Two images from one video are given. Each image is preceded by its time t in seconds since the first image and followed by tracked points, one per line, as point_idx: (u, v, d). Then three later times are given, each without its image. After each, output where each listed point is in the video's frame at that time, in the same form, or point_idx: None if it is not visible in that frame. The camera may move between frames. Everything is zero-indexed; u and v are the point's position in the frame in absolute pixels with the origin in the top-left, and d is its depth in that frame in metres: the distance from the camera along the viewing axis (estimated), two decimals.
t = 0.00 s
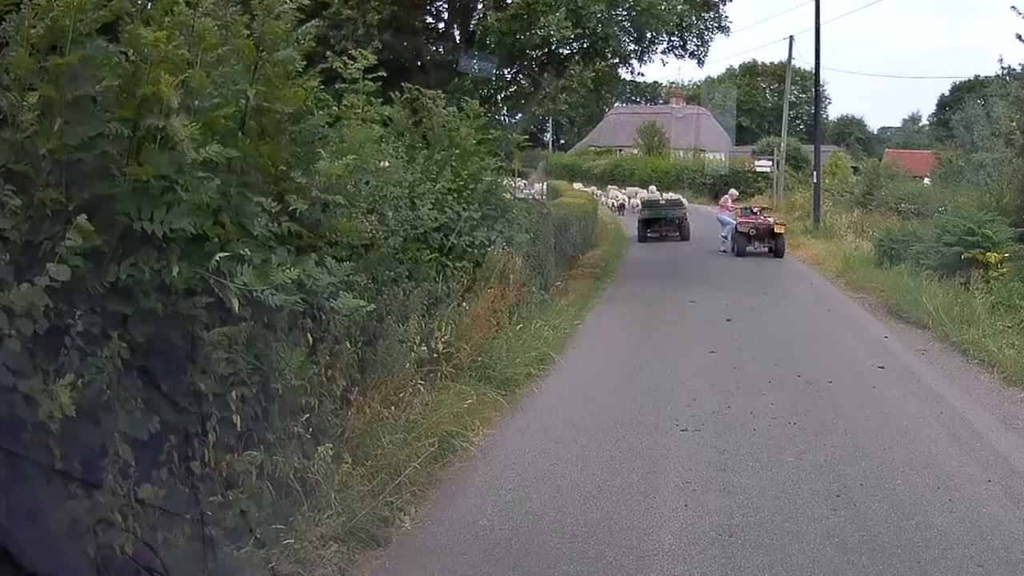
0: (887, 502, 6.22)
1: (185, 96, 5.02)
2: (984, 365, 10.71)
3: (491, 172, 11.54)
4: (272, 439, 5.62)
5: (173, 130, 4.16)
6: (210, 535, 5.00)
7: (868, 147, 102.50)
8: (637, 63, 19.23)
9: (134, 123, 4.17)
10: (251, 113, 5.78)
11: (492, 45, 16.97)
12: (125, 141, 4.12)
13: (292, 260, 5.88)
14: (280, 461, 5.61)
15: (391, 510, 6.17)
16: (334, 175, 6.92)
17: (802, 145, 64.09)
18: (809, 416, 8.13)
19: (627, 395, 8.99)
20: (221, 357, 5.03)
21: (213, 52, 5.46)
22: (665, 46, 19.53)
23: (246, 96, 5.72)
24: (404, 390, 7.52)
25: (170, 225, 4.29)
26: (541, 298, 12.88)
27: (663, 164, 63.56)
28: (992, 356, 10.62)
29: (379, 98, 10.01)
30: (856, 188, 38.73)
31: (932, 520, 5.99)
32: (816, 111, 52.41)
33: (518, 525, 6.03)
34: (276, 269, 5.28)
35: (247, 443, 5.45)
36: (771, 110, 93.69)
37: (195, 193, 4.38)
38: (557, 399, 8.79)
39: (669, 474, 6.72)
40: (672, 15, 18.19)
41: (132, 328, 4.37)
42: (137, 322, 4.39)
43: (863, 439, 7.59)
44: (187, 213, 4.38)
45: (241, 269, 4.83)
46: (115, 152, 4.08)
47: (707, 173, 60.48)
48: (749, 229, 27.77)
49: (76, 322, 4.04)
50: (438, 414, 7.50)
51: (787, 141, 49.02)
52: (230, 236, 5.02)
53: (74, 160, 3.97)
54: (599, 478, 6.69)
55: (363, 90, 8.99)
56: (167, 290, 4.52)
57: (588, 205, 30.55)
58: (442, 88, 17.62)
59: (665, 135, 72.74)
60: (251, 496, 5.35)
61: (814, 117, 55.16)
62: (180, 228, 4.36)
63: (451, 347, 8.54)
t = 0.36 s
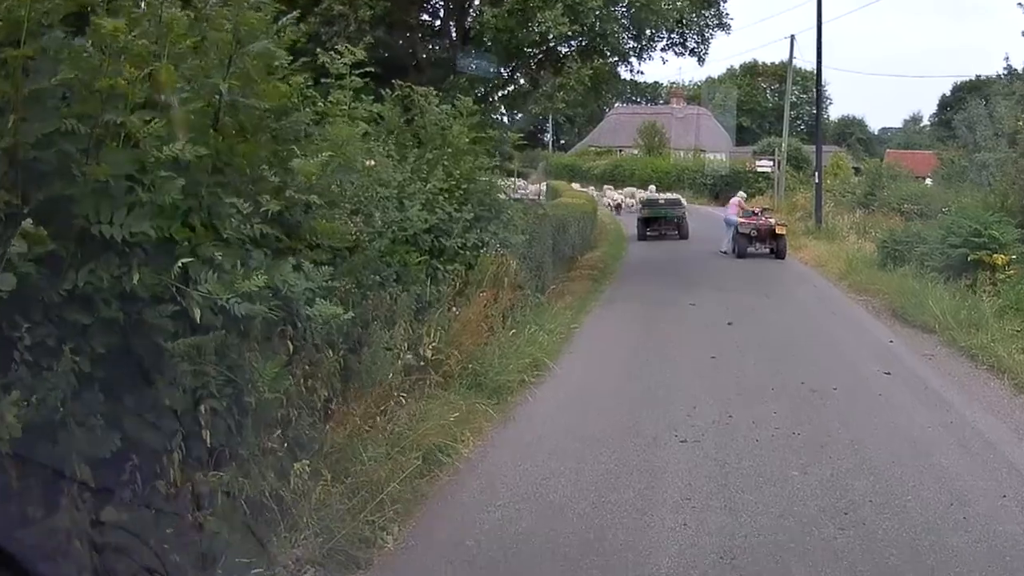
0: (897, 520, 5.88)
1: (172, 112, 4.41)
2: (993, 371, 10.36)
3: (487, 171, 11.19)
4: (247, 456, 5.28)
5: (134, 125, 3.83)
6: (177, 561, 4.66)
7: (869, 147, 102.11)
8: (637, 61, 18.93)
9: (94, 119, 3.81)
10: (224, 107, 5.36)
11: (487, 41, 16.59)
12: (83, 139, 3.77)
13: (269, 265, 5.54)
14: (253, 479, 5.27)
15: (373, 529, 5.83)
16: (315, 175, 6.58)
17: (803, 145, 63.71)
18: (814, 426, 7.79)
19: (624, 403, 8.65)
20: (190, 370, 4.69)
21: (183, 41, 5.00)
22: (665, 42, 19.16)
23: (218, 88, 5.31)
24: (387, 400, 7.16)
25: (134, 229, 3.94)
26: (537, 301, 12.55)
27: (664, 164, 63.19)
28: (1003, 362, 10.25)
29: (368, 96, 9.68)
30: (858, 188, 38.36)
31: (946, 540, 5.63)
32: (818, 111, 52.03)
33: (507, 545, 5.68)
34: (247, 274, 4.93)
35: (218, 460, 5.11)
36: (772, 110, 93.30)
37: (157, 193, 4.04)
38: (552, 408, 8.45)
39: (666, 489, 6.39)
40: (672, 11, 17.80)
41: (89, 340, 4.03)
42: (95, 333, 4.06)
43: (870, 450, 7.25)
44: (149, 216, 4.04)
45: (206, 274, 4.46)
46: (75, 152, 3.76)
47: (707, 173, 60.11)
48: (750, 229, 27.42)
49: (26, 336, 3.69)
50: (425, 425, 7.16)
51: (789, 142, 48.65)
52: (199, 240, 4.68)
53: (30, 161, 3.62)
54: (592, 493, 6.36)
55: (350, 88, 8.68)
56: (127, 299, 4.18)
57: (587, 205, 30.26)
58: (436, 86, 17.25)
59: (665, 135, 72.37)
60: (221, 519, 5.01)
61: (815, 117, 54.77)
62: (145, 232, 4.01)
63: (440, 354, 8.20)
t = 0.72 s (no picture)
0: (908, 538, 5.57)
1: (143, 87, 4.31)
2: (1003, 376, 10.04)
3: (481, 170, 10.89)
4: (221, 472, 4.98)
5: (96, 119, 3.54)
6: None
7: (870, 147, 101.81)
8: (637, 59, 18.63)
9: (52, 117, 3.52)
10: (202, 105, 4.93)
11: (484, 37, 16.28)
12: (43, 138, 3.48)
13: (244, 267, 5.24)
14: (227, 497, 4.96)
15: (357, 549, 5.53)
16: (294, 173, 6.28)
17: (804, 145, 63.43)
18: (818, 435, 7.48)
19: (620, 410, 8.35)
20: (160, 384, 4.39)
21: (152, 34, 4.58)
22: (665, 39, 18.83)
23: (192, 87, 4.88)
24: (371, 410, 6.87)
25: (96, 233, 3.62)
26: (534, 304, 12.25)
27: (664, 165, 62.89)
28: (1013, 367, 9.94)
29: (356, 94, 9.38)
30: (859, 189, 38.05)
31: (961, 559, 5.32)
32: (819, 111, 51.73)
33: (496, 565, 5.38)
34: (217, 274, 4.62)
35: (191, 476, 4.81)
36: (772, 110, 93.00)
37: (121, 193, 3.69)
38: (546, 415, 8.15)
39: (663, 504, 6.09)
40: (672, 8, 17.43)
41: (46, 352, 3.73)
42: (58, 342, 3.72)
43: (877, 462, 6.94)
44: (116, 218, 3.71)
45: (169, 279, 4.17)
46: (36, 150, 3.44)
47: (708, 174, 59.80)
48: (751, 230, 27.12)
49: None
50: (412, 436, 6.85)
51: (790, 142, 48.35)
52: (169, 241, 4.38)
53: None
54: (586, 508, 6.06)
55: (338, 84, 8.39)
56: (90, 305, 3.86)
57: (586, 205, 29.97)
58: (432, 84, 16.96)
59: (666, 135, 72.07)
60: (194, 541, 4.70)
61: (816, 116, 54.47)
62: (110, 237, 3.69)
63: (429, 360, 7.89)
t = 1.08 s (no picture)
0: (920, 557, 5.29)
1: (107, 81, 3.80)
2: (1012, 381, 9.75)
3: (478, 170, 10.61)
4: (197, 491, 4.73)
5: (56, 116, 3.34)
6: None
7: (871, 147, 101.60)
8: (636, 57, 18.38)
9: (11, 115, 3.36)
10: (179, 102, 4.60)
11: (479, 35, 16.01)
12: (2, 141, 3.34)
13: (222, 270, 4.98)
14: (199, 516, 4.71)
15: (340, 569, 5.27)
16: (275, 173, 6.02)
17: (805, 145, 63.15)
18: (823, 445, 7.21)
19: (618, 418, 8.07)
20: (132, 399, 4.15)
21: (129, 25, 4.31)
22: (664, 37, 18.55)
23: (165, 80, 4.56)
24: (357, 420, 6.60)
25: (60, 234, 3.40)
26: (530, 307, 11.97)
27: (664, 165, 62.65)
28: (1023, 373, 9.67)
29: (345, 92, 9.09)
30: (861, 189, 37.78)
31: None
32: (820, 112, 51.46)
33: None
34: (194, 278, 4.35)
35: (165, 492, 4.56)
36: (773, 110, 92.74)
37: (86, 196, 3.47)
38: (541, 424, 7.87)
39: (662, 519, 5.82)
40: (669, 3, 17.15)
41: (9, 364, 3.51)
42: (20, 355, 3.54)
43: (886, 473, 6.65)
44: (80, 223, 3.51)
45: (134, 287, 3.91)
46: None
47: (708, 174, 59.54)
48: (752, 231, 26.84)
49: None
50: (400, 447, 6.59)
51: (791, 142, 48.07)
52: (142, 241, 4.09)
53: None
54: (582, 524, 5.79)
55: (326, 81, 8.13)
56: (55, 314, 3.62)
57: (585, 206, 29.73)
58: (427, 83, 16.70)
59: (666, 135, 71.82)
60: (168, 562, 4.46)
61: (817, 116, 54.20)
62: (73, 241, 3.46)
63: (419, 367, 7.62)
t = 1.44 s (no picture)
0: None
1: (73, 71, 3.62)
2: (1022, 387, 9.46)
3: (472, 169, 10.33)
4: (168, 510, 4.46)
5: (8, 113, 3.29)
6: None
7: (872, 147, 101.28)
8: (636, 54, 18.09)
9: None
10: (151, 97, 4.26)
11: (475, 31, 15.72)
12: None
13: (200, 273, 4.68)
14: (168, 536, 4.44)
15: None
16: (257, 172, 5.74)
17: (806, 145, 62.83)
18: (829, 455, 6.93)
19: (615, 426, 7.78)
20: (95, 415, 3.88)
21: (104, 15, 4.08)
22: (664, 34, 18.26)
23: (136, 76, 4.18)
24: (342, 429, 6.34)
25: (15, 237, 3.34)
26: (526, 309, 11.68)
27: (664, 165, 62.35)
28: None
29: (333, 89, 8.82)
30: (862, 189, 37.48)
31: None
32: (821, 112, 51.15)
33: None
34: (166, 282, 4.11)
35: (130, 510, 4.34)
36: (773, 110, 92.40)
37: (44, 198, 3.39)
38: (535, 432, 7.59)
39: (660, 536, 5.53)
40: None
41: None
42: None
43: (895, 486, 6.36)
44: (40, 227, 3.45)
45: (93, 295, 3.69)
46: None
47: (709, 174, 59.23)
48: (754, 232, 26.54)
49: None
50: (388, 457, 6.31)
51: (792, 142, 47.76)
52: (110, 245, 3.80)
53: None
54: (576, 542, 5.50)
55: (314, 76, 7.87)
56: (16, 324, 3.52)
57: (585, 206, 29.43)
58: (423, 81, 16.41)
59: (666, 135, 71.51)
60: None
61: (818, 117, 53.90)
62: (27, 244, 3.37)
63: (409, 373, 7.35)
